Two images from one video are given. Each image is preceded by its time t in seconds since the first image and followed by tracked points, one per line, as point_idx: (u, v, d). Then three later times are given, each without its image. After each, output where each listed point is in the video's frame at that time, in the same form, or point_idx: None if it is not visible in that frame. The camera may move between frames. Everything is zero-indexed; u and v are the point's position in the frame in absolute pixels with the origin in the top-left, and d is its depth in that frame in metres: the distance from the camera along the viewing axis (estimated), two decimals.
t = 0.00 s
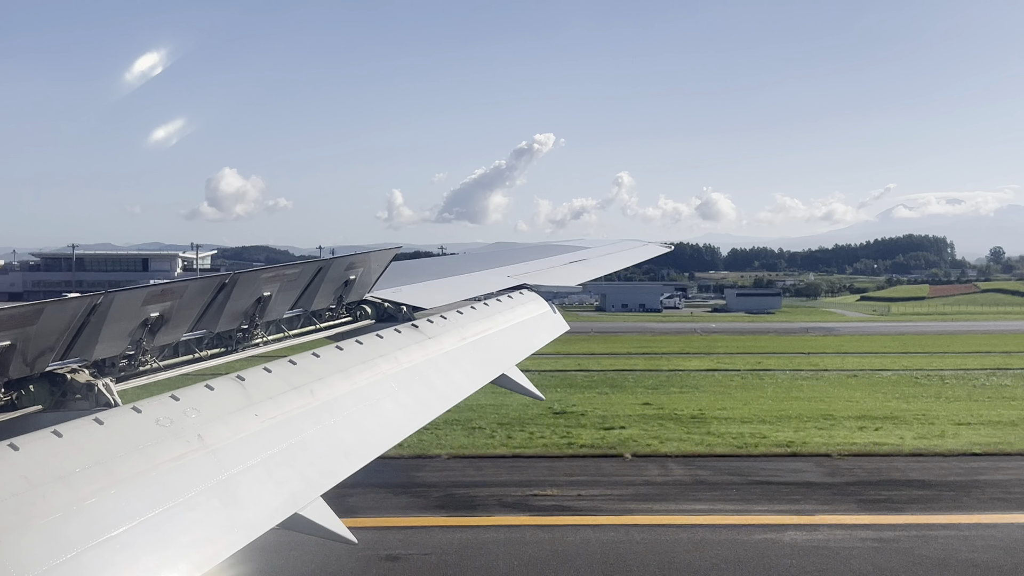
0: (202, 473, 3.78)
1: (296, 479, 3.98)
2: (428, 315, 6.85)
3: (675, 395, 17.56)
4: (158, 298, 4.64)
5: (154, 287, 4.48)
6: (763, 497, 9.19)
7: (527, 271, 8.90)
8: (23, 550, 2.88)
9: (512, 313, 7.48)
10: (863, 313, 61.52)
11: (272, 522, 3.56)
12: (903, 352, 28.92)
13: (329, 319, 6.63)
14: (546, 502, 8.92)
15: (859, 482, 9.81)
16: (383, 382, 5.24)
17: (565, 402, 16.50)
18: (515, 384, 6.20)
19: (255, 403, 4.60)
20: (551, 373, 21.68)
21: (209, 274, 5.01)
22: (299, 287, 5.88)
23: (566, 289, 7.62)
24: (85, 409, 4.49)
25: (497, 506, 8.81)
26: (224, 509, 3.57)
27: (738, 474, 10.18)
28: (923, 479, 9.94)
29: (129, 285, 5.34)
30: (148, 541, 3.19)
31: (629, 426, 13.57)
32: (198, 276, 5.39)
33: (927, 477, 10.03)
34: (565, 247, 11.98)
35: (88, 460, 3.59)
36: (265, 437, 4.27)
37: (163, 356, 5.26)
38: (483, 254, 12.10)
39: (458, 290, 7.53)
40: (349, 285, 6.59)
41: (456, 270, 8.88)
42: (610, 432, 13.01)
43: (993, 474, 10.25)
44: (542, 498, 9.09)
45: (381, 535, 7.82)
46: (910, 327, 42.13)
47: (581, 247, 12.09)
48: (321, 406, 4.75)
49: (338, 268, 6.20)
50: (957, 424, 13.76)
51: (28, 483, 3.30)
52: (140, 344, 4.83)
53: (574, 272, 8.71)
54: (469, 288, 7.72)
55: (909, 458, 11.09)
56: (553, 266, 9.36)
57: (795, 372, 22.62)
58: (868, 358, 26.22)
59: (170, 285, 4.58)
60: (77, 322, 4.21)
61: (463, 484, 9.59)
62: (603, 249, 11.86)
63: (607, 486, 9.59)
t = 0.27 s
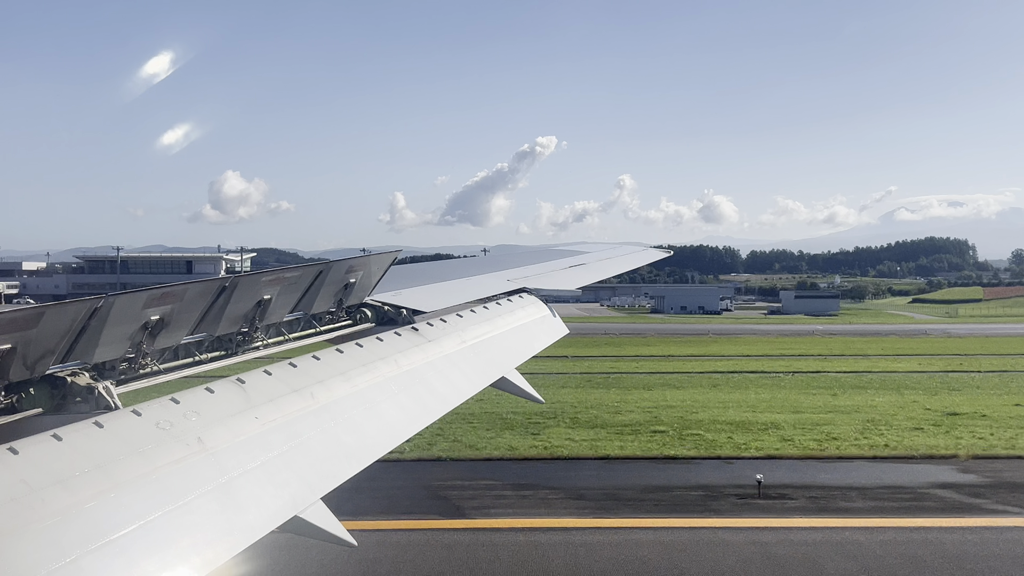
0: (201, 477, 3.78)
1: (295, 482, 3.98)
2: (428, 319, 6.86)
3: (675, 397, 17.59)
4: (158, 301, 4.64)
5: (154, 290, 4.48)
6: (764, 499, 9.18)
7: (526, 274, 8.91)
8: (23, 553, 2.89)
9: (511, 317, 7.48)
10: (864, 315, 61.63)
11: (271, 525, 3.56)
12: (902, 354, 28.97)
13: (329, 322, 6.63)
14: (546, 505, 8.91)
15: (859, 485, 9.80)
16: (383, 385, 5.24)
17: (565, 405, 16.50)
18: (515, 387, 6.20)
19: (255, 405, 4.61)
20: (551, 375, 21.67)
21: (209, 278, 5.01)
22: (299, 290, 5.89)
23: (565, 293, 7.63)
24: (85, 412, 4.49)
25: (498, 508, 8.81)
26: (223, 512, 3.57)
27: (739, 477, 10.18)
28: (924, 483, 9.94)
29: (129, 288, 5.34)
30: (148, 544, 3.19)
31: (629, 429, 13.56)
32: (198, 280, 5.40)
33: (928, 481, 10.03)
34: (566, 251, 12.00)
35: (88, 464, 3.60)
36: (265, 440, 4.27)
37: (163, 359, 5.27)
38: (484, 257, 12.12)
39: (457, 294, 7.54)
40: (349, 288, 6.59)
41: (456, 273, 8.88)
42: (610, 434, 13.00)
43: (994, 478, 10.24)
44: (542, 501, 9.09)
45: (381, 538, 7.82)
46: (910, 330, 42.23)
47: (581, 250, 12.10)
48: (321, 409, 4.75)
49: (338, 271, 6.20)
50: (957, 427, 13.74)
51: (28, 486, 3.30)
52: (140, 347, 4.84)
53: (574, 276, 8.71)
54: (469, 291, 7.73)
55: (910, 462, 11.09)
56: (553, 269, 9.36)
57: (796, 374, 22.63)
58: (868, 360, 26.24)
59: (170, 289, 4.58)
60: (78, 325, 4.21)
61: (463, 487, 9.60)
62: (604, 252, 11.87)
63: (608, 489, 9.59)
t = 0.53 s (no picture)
0: (202, 479, 3.79)
1: (295, 484, 3.99)
2: (428, 322, 6.86)
3: (675, 399, 17.57)
4: (158, 305, 4.65)
5: (154, 294, 4.49)
6: (764, 501, 9.17)
7: (526, 278, 8.93)
8: (24, 554, 2.89)
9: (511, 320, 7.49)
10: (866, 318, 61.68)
11: (272, 527, 3.56)
12: (902, 356, 28.96)
13: (329, 325, 6.63)
14: (546, 507, 8.91)
15: (860, 486, 9.78)
16: (383, 389, 5.25)
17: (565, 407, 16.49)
18: (514, 390, 6.20)
19: (255, 409, 4.61)
20: (551, 377, 21.67)
21: (209, 281, 5.02)
22: (300, 293, 5.90)
23: (565, 295, 7.64)
24: (86, 416, 4.50)
25: (498, 510, 8.80)
26: (224, 515, 3.57)
27: (739, 479, 10.17)
28: (925, 484, 9.92)
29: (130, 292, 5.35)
30: (148, 546, 3.20)
31: (629, 431, 13.55)
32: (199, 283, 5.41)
33: (928, 482, 10.01)
34: (565, 254, 12.01)
35: (89, 465, 3.60)
36: (265, 442, 4.27)
37: (164, 362, 5.27)
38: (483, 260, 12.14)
39: (457, 297, 7.54)
40: (349, 292, 6.60)
41: (455, 277, 8.90)
42: (610, 436, 13.00)
43: (994, 479, 10.23)
44: (542, 503, 9.08)
45: (381, 540, 7.81)
46: (910, 332, 42.26)
47: (581, 253, 12.12)
48: (321, 412, 4.75)
49: (338, 275, 6.21)
50: (958, 428, 13.72)
51: (29, 487, 3.31)
52: (141, 350, 4.84)
53: (573, 278, 8.72)
54: (469, 294, 7.73)
55: (911, 463, 11.07)
56: (552, 273, 9.38)
57: (795, 376, 22.61)
58: (867, 362, 26.23)
59: (170, 292, 4.59)
60: (79, 329, 4.22)
61: (463, 489, 9.59)
62: (604, 255, 11.89)
63: (608, 491, 9.58)
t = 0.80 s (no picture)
0: (200, 483, 3.78)
1: (294, 489, 3.98)
2: (427, 327, 6.86)
3: (675, 402, 17.55)
4: (157, 308, 4.65)
5: (153, 297, 4.49)
6: (764, 504, 9.15)
7: (525, 282, 8.93)
8: (22, 559, 2.88)
9: (510, 324, 7.48)
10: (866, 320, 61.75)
11: (270, 532, 3.55)
12: (902, 359, 28.94)
13: (328, 330, 6.63)
14: (545, 510, 8.91)
15: (859, 490, 9.76)
16: (382, 393, 5.24)
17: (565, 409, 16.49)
18: (513, 395, 6.20)
19: (254, 413, 4.60)
20: (550, 379, 21.68)
21: (208, 285, 5.02)
22: (299, 297, 5.89)
23: (564, 299, 7.64)
24: (84, 420, 4.49)
25: (497, 514, 8.79)
26: (222, 519, 3.56)
27: (738, 483, 10.15)
28: (924, 487, 9.90)
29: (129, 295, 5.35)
30: (146, 550, 3.19)
31: (628, 433, 13.55)
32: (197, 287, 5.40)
33: (928, 486, 9.99)
34: (565, 257, 12.01)
35: (87, 470, 3.60)
36: (264, 447, 4.27)
37: (163, 366, 5.27)
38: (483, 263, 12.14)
39: (456, 301, 7.54)
40: (348, 296, 6.60)
41: (455, 281, 8.90)
42: (609, 439, 13.00)
43: (995, 482, 10.20)
44: (541, 506, 9.08)
45: (380, 544, 7.81)
46: (909, 335, 42.29)
47: (580, 257, 12.12)
48: (319, 417, 4.74)
49: (337, 279, 6.21)
50: (957, 432, 13.69)
51: (27, 492, 3.30)
52: (140, 354, 4.84)
53: (573, 283, 8.73)
54: (468, 297, 7.73)
55: (910, 466, 11.05)
56: (551, 277, 9.38)
57: (794, 378, 22.60)
58: (867, 366, 26.20)
59: (169, 296, 4.58)
60: (77, 332, 4.22)
61: (462, 492, 9.58)
62: (602, 259, 11.89)
63: (607, 495, 9.56)
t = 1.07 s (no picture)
0: (200, 483, 3.78)
1: (294, 489, 3.97)
2: (427, 327, 6.85)
3: (676, 403, 17.52)
4: (157, 308, 4.65)
5: (153, 297, 4.49)
6: (765, 506, 9.12)
7: (526, 282, 8.92)
8: (22, 557, 2.88)
9: (510, 324, 7.48)
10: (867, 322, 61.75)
11: (270, 531, 3.55)
12: (902, 361, 28.91)
13: (328, 329, 6.63)
14: (545, 512, 8.90)
15: (860, 492, 9.75)
16: (382, 393, 5.24)
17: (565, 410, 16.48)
18: (513, 395, 6.19)
19: (253, 413, 4.60)
20: (550, 381, 21.67)
21: (208, 285, 5.02)
22: (298, 297, 5.89)
23: (564, 299, 7.64)
24: (84, 419, 4.50)
25: (497, 515, 8.77)
26: (222, 518, 3.56)
27: (739, 484, 10.13)
28: (925, 490, 9.87)
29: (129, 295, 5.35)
30: (146, 549, 3.19)
31: (629, 434, 13.54)
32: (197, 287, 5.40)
33: (929, 488, 9.96)
34: (565, 257, 11.99)
35: (87, 469, 3.59)
36: (264, 446, 4.26)
37: (162, 366, 5.27)
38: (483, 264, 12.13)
39: (456, 300, 7.53)
40: (348, 296, 6.59)
41: (455, 281, 8.89)
42: (609, 440, 12.99)
43: (996, 484, 10.17)
44: (541, 508, 9.07)
45: (380, 545, 7.80)
46: (910, 336, 42.29)
47: (580, 257, 12.11)
48: (319, 417, 4.74)
49: (337, 279, 6.21)
50: (958, 434, 13.65)
51: (28, 490, 3.30)
52: (140, 353, 4.84)
53: (573, 283, 8.72)
54: (467, 297, 7.71)
55: (911, 468, 11.02)
56: (552, 277, 9.38)
57: (794, 380, 22.59)
58: (868, 367, 26.17)
59: (169, 295, 4.58)
60: (77, 332, 4.22)
61: (462, 493, 9.57)
62: (603, 260, 11.88)
63: (608, 496, 9.55)
